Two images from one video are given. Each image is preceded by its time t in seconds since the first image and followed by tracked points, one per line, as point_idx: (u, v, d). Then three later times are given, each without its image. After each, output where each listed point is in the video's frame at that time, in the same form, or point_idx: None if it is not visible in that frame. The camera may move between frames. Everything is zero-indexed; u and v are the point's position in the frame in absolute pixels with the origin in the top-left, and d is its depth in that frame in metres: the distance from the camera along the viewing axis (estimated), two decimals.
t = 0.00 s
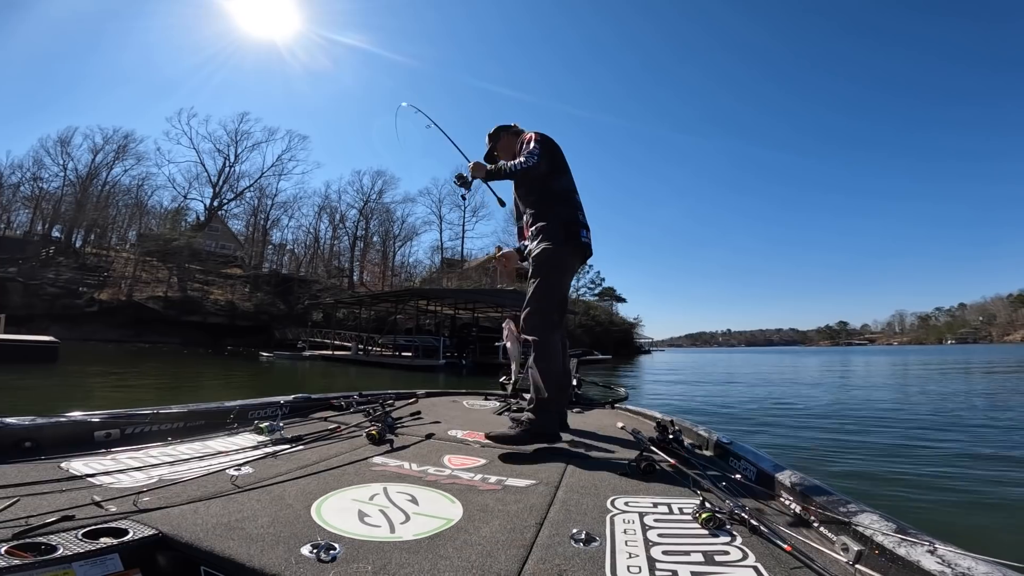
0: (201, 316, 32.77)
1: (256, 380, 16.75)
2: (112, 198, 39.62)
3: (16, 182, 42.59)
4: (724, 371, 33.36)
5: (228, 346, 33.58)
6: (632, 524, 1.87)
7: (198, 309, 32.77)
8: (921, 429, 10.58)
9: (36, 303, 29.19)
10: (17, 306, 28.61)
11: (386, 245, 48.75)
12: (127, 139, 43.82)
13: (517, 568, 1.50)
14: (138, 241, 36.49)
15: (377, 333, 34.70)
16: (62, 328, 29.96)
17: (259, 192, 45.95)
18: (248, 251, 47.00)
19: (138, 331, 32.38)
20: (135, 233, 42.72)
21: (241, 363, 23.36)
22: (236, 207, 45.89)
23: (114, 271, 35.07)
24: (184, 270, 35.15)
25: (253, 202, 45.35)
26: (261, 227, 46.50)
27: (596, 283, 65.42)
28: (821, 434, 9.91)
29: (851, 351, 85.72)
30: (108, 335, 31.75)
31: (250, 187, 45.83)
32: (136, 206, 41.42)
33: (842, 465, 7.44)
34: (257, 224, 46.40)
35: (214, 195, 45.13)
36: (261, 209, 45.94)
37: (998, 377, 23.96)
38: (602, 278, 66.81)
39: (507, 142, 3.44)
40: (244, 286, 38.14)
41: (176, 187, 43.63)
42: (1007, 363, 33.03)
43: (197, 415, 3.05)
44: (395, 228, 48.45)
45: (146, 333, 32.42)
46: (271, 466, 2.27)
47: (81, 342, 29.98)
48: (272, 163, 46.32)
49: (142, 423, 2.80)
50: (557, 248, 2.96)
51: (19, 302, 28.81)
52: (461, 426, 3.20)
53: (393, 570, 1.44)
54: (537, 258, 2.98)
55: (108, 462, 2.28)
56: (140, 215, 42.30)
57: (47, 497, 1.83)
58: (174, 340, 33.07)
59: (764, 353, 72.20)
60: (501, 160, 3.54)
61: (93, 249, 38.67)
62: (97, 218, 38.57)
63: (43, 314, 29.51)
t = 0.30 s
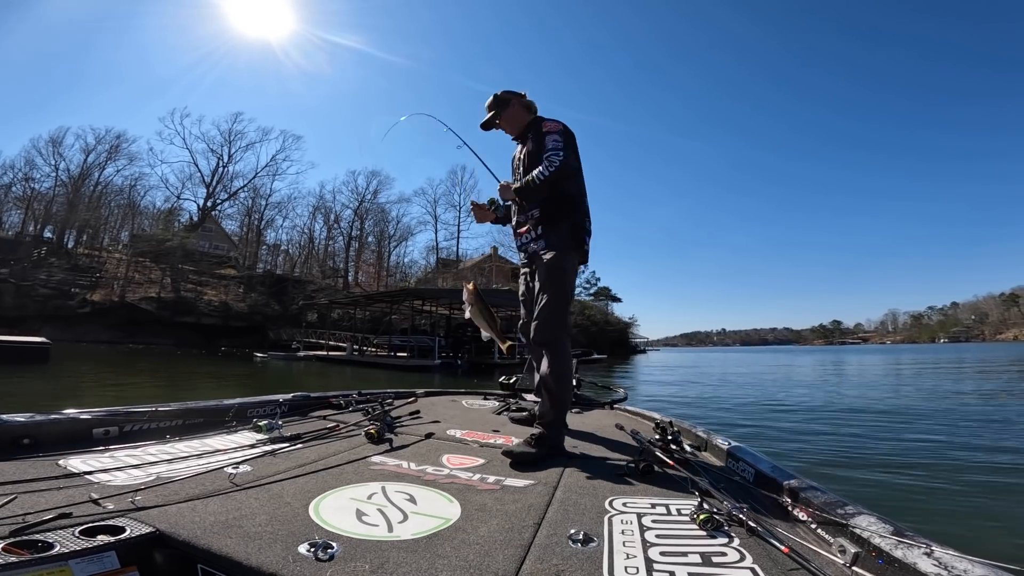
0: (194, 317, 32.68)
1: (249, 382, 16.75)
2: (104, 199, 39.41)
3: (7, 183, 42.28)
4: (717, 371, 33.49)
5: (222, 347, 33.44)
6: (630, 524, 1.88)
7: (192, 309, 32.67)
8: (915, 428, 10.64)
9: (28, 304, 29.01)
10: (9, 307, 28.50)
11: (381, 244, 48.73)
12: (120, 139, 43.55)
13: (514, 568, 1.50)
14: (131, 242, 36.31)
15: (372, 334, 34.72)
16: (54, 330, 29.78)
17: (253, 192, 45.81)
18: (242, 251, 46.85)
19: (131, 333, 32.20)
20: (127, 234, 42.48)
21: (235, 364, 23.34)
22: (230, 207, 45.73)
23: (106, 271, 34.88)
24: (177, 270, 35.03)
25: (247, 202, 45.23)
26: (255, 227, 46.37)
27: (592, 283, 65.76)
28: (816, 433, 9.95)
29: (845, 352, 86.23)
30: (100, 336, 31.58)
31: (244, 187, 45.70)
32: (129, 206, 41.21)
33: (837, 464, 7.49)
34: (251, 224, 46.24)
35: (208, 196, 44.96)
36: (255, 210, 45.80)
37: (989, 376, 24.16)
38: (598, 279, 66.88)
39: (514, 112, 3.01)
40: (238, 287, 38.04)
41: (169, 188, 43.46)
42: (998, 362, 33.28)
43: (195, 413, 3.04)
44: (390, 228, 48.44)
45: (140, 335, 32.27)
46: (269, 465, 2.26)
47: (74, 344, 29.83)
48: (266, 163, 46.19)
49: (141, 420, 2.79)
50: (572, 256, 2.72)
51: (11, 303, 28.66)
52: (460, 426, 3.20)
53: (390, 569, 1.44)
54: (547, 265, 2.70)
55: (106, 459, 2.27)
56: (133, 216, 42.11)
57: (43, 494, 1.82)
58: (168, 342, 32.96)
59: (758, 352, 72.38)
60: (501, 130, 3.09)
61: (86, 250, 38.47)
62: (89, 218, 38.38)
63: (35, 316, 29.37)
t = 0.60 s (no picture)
0: (187, 318, 32.65)
1: (240, 382, 16.76)
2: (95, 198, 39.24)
3: None
4: (710, 371, 33.64)
5: (215, 347, 33.33)
6: (628, 526, 1.88)
7: (185, 310, 32.63)
8: (907, 426, 10.73)
9: (18, 305, 28.85)
10: None
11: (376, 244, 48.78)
12: (111, 139, 43.33)
13: (511, 568, 1.50)
14: (123, 242, 36.16)
15: (366, 333, 34.78)
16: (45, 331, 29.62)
17: (245, 191, 45.73)
18: (235, 251, 46.75)
19: (123, 333, 32.08)
20: (119, 233, 42.32)
21: (226, 365, 23.32)
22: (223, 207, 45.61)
23: (97, 272, 34.71)
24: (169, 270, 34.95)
25: (240, 202, 45.15)
26: (248, 227, 46.31)
27: (586, 283, 66.02)
28: (810, 432, 10.00)
29: (837, 352, 86.72)
30: (91, 337, 31.43)
31: (237, 186, 45.63)
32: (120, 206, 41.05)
33: (831, 463, 7.53)
34: (244, 224, 46.17)
35: (200, 195, 44.84)
36: (248, 210, 45.72)
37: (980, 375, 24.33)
38: (592, 279, 67.07)
39: (523, 91, 2.84)
40: (231, 286, 38.01)
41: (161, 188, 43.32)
42: (987, 361, 33.59)
43: (193, 413, 3.03)
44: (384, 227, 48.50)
45: (132, 336, 32.17)
46: (268, 464, 2.26)
47: (65, 344, 29.70)
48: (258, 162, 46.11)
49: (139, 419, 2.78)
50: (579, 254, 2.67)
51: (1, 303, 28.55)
52: (459, 426, 3.20)
53: (387, 569, 1.44)
54: (555, 262, 2.62)
55: (104, 458, 2.26)
56: (124, 215, 41.98)
57: (39, 493, 1.81)
58: (160, 342, 32.86)
59: (751, 352, 72.68)
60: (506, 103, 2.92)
61: (77, 250, 38.28)
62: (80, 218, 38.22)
63: (26, 316, 29.23)
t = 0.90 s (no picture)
0: (178, 317, 32.67)
1: (227, 382, 16.75)
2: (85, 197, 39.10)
3: None
4: (702, 370, 33.81)
5: (207, 347, 33.22)
6: (628, 526, 1.87)
7: (176, 310, 32.68)
8: (896, 424, 10.84)
9: (7, 304, 28.61)
10: None
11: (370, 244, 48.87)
12: (101, 137, 43.11)
13: (511, 569, 1.50)
14: (113, 241, 36.03)
15: (359, 333, 34.86)
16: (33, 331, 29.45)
17: (237, 190, 45.71)
18: (226, 250, 46.70)
19: (113, 333, 31.96)
20: (109, 233, 42.16)
21: (216, 365, 23.30)
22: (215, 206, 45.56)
23: (88, 271, 34.62)
24: (160, 270, 34.91)
25: (232, 201, 45.13)
26: (240, 226, 46.31)
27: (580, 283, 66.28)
28: (800, 430, 10.08)
29: (828, 351, 87.18)
30: (82, 337, 31.29)
31: (229, 185, 45.60)
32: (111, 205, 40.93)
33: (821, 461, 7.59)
34: (236, 224, 46.15)
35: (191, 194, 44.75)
36: (240, 209, 45.69)
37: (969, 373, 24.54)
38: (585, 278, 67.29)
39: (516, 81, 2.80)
40: (223, 286, 38.07)
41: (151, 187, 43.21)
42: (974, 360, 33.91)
43: (192, 413, 3.03)
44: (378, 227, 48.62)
45: (122, 336, 32.07)
46: (266, 465, 2.26)
47: (55, 344, 29.58)
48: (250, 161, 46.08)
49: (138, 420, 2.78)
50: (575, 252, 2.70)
51: None
52: (459, 426, 3.20)
53: (387, 570, 1.43)
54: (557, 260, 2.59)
55: (102, 459, 2.26)
56: (115, 214, 41.82)
57: (36, 494, 1.80)
58: (152, 342, 32.81)
59: (742, 351, 73.02)
60: (494, 91, 2.84)
61: (66, 249, 38.13)
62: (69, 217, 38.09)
63: (14, 316, 29.09)
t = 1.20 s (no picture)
0: (168, 317, 32.69)
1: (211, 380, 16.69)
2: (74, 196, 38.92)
3: None
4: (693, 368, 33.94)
5: (198, 347, 33.06)
6: (629, 526, 1.87)
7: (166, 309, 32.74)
8: (884, 422, 10.92)
9: None
10: None
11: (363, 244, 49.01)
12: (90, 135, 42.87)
13: (513, 569, 1.51)
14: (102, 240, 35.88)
15: (351, 333, 34.92)
16: (21, 330, 29.24)
17: (228, 189, 45.67)
18: (218, 249, 46.64)
19: (102, 333, 31.81)
20: (98, 232, 41.99)
21: (206, 364, 23.29)
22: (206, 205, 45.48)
23: (77, 272, 34.47)
24: (150, 269, 34.82)
25: (223, 200, 45.08)
26: (232, 225, 46.29)
27: (573, 283, 66.54)
28: (790, 428, 10.13)
29: (817, 348, 87.54)
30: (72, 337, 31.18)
31: (220, 184, 45.55)
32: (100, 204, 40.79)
33: (812, 458, 7.63)
34: (228, 223, 46.10)
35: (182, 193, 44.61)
36: (232, 208, 45.64)
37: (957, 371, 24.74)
38: (578, 278, 67.51)
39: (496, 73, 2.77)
40: (214, 286, 38.16)
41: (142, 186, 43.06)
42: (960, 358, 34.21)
43: (191, 416, 3.04)
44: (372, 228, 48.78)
45: (112, 335, 31.96)
46: (266, 468, 2.26)
47: (44, 344, 29.46)
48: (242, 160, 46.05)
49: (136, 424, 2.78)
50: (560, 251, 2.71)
51: None
52: (458, 427, 3.20)
53: (388, 571, 1.44)
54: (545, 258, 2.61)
55: (101, 463, 2.26)
56: (104, 213, 41.66)
57: (37, 499, 1.81)
58: (142, 342, 32.75)
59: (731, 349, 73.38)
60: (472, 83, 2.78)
61: (54, 248, 37.96)
62: (57, 216, 37.94)
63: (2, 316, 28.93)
